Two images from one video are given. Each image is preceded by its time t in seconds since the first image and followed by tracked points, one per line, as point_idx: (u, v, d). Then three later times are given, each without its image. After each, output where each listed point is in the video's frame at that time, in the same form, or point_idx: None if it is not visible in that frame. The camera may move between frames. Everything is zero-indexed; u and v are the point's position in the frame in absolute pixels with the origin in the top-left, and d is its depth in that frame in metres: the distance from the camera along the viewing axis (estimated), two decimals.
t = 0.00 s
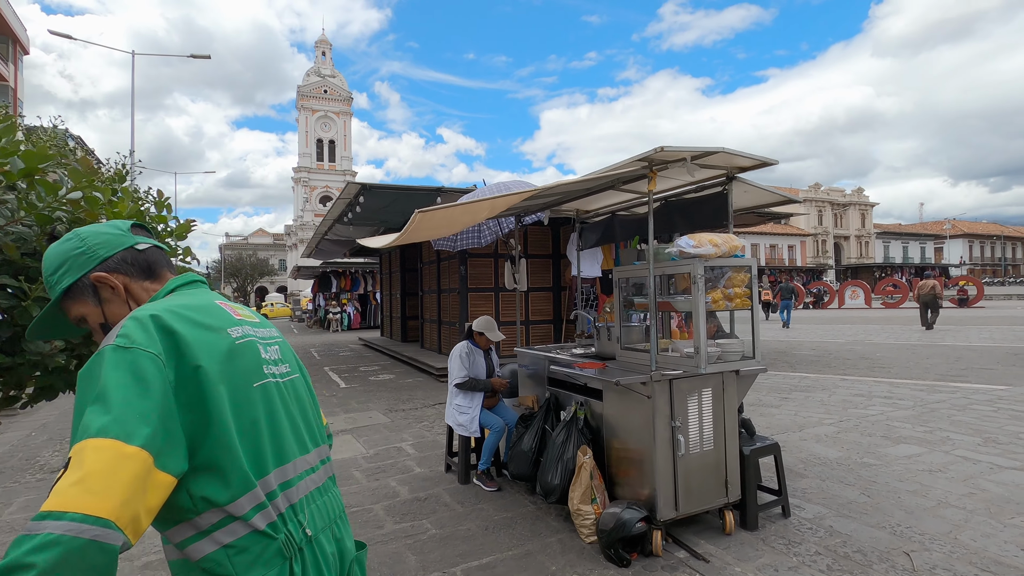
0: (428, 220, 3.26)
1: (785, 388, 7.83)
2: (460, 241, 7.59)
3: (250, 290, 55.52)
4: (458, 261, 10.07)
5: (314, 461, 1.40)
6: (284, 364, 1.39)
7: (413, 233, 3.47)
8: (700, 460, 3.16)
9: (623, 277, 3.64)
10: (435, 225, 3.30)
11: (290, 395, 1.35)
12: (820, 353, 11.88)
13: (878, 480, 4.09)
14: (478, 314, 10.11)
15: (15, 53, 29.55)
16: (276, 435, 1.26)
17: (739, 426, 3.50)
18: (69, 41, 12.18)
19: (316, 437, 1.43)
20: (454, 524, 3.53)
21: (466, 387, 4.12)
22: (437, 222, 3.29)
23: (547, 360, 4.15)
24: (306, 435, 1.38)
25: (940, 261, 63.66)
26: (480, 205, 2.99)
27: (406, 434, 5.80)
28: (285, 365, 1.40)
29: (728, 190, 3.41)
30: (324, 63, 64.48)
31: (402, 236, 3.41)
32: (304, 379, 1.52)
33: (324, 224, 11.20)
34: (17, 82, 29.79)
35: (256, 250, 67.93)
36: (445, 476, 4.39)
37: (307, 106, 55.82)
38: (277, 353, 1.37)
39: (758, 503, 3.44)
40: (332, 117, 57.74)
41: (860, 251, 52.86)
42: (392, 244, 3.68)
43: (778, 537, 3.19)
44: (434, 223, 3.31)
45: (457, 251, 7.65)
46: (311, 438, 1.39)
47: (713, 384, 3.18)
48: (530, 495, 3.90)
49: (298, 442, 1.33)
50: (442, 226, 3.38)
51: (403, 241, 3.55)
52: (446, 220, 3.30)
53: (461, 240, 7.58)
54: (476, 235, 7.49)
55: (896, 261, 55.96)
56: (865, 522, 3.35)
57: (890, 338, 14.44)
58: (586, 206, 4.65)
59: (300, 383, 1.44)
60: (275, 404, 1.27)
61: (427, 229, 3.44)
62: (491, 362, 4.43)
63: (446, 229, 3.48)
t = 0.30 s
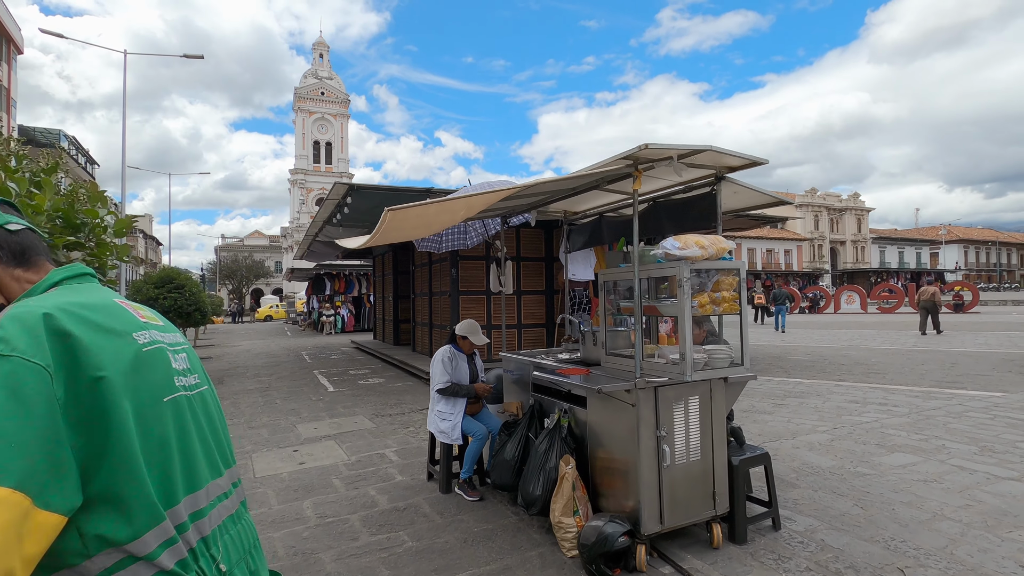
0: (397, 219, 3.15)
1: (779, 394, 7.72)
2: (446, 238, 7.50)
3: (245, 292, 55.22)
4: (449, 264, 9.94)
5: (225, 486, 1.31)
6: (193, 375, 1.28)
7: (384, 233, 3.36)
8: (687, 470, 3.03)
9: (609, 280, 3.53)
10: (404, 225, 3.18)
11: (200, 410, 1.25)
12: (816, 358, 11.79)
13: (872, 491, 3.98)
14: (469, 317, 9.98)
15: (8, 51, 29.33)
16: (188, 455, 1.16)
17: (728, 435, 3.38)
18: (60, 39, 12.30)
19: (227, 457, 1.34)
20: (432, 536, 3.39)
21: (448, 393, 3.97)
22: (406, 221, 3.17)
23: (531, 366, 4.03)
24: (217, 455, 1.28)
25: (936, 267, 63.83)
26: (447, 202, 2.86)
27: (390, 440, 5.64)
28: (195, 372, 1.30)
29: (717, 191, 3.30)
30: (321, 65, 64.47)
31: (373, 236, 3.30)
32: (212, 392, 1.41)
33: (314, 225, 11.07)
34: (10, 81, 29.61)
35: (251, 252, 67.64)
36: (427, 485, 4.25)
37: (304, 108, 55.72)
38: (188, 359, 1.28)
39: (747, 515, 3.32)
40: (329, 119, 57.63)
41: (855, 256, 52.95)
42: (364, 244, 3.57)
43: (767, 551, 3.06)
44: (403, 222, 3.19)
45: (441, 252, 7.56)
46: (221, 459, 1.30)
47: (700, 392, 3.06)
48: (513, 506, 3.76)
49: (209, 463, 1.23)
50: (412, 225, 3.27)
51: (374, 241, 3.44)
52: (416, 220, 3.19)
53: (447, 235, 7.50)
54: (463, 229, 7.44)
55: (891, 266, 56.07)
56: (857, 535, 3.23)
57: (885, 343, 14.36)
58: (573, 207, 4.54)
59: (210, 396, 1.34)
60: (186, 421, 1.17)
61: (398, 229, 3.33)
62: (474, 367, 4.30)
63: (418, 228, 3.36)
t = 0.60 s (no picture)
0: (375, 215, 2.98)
1: (786, 399, 7.50)
2: (441, 234, 7.37)
3: (248, 293, 55.25)
4: (448, 264, 9.77)
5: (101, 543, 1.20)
6: (61, 395, 1.18)
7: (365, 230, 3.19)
8: (691, 483, 2.84)
9: (609, 280, 3.34)
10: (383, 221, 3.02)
11: (65, 441, 1.15)
12: (823, 361, 11.55)
13: (886, 503, 3.77)
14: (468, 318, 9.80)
15: (12, 52, 29.43)
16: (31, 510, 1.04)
17: (735, 444, 3.18)
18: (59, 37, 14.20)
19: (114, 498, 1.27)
20: (420, 550, 3.20)
21: (439, 399, 3.78)
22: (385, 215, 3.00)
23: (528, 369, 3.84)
24: (94, 502, 1.19)
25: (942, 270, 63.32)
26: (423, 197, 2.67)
27: (383, 445, 5.46)
28: (62, 394, 1.19)
29: (724, 185, 3.10)
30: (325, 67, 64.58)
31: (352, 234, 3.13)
32: (103, 407, 1.33)
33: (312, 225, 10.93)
34: (14, 82, 29.69)
35: (254, 253, 67.72)
36: (418, 494, 4.07)
37: (308, 109, 55.77)
38: (49, 383, 1.16)
39: (756, 530, 3.11)
40: (333, 120, 57.67)
41: (860, 258, 52.57)
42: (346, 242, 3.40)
43: (777, 570, 2.86)
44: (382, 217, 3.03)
45: (434, 251, 7.39)
46: (100, 508, 1.20)
47: (705, 399, 2.86)
48: (507, 517, 3.57)
49: (76, 514, 1.14)
50: (393, 220, 3.10)
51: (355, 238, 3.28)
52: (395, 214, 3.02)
53: (442, 231, 7.37)
54: (458, 226, 7.31)
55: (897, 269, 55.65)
56: (873, 553, 3.02)
57: (893, 347, 14.10)
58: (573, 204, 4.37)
59: (91, 414, 1.26)
60: (35, 465, 1.06)
61: (379, 226, 3.16)
62: (469, 371, 4.11)
63: (399, 224, 3.19)
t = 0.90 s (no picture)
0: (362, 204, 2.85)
1: (803, 406, 7.18)
2: (443, 231, 7.12)
3: (255, 294, 55.36)
4: (453, 264, 9.54)
5: None
6: None
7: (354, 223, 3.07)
8: (715, 507, 2.56)
9: (622, 280, 3.06)
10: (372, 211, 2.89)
11: None
12: (839, 365, 11.20)
13: (924, 523, 3.47)
14: (473, 320, 9.56)
15: (22, 53, 29.63)
16: None
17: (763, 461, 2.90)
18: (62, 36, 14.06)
19: None
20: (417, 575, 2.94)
21: (438, 408, 3.52)
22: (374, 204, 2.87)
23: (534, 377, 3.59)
24: None
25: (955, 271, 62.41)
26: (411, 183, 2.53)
27: (382, 454, 5.20)
28: None
29: (751, 176, 2.83)
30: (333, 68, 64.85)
31: (340, 227, 3.00)
32: None
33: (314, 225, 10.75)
34: (21, 83, 29.89)
35: (262, 254, 67.91)
36: (417, 509, 3.81)
37: (315, 111, 55.92)
38: None
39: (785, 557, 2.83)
40: (339, 121, 57.72)
41: (871, 259, 51.91)
42: (335, 237, 3.28)
43: None
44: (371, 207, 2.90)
45: (435, 250, 7.14)
46: None
47: (731, 413, 2.58)
48: (512, 537, 3.31)
49: None
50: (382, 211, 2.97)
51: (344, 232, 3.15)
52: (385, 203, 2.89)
53: (445, 229, 7.12)
54: (461, 224, 7.07)
55: (908, 270, 54.90)
56: None
57: (910, 350, 13.71)
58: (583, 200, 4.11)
59: None
60: None
61: (369, 218, 3.03)
62: (471, 377, 3.84)
63: (390, 216, 3.06)
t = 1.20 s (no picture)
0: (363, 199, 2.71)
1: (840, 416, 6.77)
2: (461, 229, 6.92)
3: (276, 296, 55.99)
4: (471, 266, 9.32)
5: None
6: None
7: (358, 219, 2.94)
8: (765, 540, 2.25)
9: (656, 282, 2.76)
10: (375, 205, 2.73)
11: None
12: (873, 372, 10.69)
13: (994, 554, 3.09)
14: (491, 323, 9.31)
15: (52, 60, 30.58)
16: None
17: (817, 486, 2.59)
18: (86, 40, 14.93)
19: None
20: None
21: (454, 419, 3.27)
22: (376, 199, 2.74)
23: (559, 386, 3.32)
24: None
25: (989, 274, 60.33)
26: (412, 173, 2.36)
27: (397, 464, 4.97)
28: None
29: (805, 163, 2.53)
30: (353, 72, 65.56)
31: (345, 225, 2.86)
32: None
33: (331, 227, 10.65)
34: (51, 89, 30.76)
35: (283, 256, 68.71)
36: (431, 527, 3.56)
37: (335, 115, 56.52)
38: None
39: None
40: (359, 125, 58.20)
41: (900, 262, 50.45)
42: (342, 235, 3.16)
43: None
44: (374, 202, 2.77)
45: (452, 250, 6.91)
46: None
47: (784, 432, 2.28)
48: (534, 562, 3.05)
49: None
50: (387, 206, 2.82)
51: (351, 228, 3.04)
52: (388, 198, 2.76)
53: (462, 227, 6.92)
54: (479, 221, 6.86)
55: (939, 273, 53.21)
56: None
57: (948, 356, 13.10)
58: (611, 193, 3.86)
59: None
60: None
61: (375, 214, 2.89)
62: (489, 386, 3.58)
63: (397, 210, 2.90)
